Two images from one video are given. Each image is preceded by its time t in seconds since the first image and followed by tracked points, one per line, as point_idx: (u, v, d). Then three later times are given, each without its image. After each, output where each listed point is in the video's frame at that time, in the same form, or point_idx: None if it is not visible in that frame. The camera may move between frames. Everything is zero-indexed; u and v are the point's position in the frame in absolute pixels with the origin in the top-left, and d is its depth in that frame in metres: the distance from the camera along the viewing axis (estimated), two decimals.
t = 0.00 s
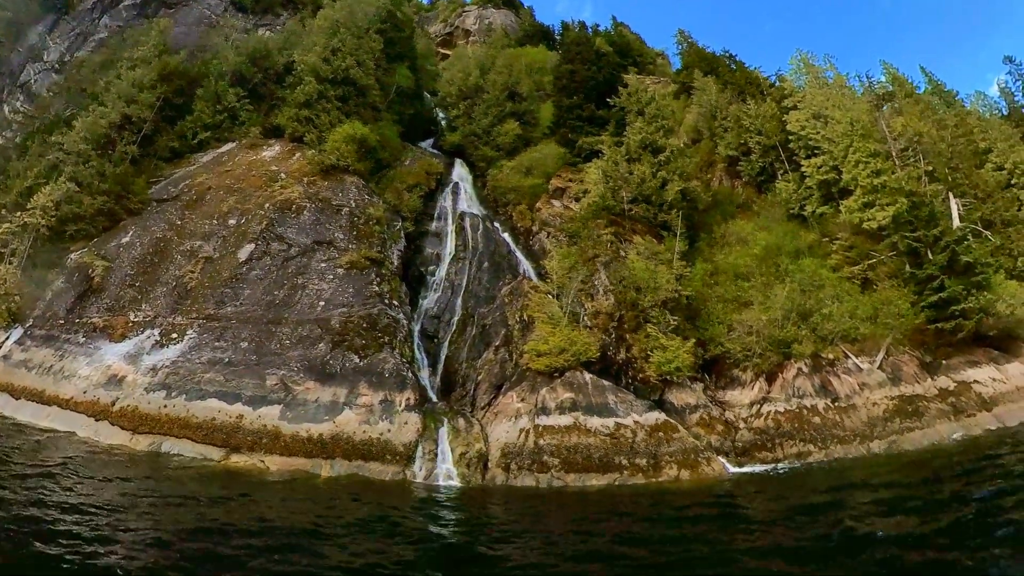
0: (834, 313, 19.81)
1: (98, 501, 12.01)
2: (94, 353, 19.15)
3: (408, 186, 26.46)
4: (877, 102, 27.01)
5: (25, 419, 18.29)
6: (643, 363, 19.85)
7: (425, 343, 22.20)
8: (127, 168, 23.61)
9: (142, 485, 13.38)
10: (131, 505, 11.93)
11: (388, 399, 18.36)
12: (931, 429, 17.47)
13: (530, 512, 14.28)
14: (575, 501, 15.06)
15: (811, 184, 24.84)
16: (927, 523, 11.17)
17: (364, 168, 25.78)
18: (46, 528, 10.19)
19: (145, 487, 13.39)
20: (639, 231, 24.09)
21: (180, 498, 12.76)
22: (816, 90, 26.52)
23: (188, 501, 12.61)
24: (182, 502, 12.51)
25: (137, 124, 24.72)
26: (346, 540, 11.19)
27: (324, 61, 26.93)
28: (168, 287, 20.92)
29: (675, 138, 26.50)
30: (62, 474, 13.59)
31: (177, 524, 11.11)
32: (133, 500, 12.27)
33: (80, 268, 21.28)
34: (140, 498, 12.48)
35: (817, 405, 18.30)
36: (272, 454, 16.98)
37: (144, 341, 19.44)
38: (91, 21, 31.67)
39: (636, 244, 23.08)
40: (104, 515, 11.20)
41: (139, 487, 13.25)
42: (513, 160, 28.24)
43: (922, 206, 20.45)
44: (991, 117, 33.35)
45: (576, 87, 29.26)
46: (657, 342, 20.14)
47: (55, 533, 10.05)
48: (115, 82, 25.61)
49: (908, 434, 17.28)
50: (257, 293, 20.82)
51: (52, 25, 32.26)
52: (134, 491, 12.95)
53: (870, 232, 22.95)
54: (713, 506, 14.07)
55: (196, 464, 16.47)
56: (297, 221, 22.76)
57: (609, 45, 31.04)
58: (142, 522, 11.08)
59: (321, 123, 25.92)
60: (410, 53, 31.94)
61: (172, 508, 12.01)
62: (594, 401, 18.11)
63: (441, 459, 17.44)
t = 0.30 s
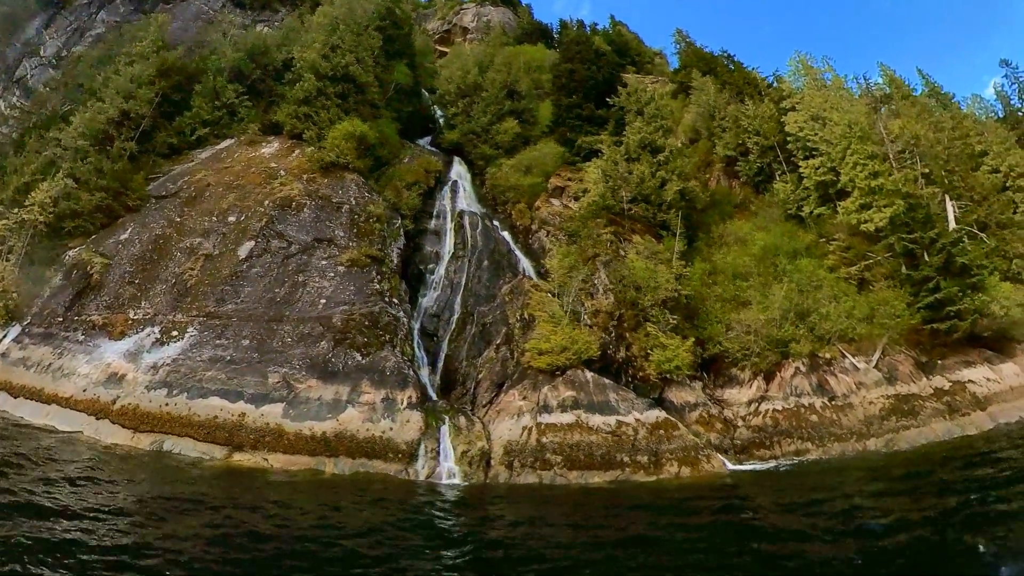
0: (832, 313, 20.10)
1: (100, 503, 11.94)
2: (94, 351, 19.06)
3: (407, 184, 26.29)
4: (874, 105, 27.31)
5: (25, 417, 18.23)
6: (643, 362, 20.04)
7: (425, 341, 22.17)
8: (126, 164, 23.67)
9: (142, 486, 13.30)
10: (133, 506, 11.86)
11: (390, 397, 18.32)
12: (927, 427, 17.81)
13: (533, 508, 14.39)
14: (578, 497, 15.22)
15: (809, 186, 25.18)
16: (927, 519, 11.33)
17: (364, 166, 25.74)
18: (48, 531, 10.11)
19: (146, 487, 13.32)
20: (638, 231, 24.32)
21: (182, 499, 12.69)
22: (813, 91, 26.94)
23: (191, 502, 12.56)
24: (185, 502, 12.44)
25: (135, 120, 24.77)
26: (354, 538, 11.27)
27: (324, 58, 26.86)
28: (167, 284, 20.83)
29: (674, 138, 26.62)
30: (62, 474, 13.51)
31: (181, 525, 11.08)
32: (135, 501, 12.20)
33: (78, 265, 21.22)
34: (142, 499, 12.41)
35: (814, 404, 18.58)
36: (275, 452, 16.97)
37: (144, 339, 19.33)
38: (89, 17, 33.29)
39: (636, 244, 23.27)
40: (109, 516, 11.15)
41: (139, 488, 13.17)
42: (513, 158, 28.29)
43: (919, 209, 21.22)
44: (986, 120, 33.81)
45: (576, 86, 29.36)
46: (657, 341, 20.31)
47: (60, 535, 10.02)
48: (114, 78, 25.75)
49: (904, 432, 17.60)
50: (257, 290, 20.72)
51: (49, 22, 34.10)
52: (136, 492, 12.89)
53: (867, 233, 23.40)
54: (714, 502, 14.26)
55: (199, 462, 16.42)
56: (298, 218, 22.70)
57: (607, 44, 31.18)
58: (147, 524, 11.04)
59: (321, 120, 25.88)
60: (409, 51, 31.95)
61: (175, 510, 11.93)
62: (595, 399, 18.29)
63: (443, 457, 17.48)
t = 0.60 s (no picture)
0: (829, 313, 20.38)
1: (103, 505, 11.89)
2: (93, 349, 18.99)
3: (406, 182, 26.39)
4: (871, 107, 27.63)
5: (24, 416, 18.16)
6: (642, 360, 20.19)
7: (425, 340, 22.09)
8: (124, 161, 23.68)
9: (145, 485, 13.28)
10: (136, 507, 11.82)
11: (391, 395, 18.35)
12: (922, 426, 18.12)
13: (535, 504, 14.51)
14: (580, 494, 15.36)
15: (807, 187, 25.51)
16: (919, 516, 11.59)
17: (363, 164, 25.72)
18: (50, 536, 10.04)
19: (148, 487, 13.28)
20: (637, 230, 24.70)
21: (185, 499, 12.66)
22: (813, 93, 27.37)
23: (194, 503, 12.53)
24: (188, 503, 12.41)
25: (134, 116, 24.79)
26: (360, 536, 11.33)
27: (323, 55, 26.83)
28: (167, 282, 20.74)
29: (673, 137, 26.76)
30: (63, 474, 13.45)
31: (184, 526, 11.07)
32: (138, 502, 12.17)
33: (76, 263, 21.15)
34: (145, 500, 12.36)
35: (812, 402, 18.84)
36: (278, 450, 16.99)
37: (144, 337, 19.28)
38: (85, 12, 33.94)
39: (635, 243, 23.44)
40: (111, 518, 11.13)
41: (141, 488, 13.15)
42: (512, 157, 28.34)
43: (916, 210, 21.93)
44: (981, 123, 34.25)
45: (574, 86, 29.94)
46: (657, 340, 20.50)
47: (63, 539, 10.00)
48: (112, 73, 25.75)
49: (900, 430, 17.91)
50: (258, 288, 20.69)
51: (44, 17, 34.76)
52: (138, 492, 12.85)
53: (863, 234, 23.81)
54: (714, 498, 14.45)
55: (202, 461, 16.41)
56: (298, 215, 22.67)
57: (605, 43, 31.35)
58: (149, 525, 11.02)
59: (320, 117, 25.86)
60: (408, 48, 31.98)
61: (178, 511, 11.91)
62: (596, 397, 18.46)
63: (445, 455, 17.56)
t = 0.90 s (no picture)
0: (826, 314, 20.69)
1: (105, 497, 11.81)
2: (93, 347, 18.90)
3: (405, 180, 26.40)
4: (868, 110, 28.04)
5: (23, 415, 17.98)
6: (642, 359, 20.37)
7: (424, 338, 22.16)
8: (122, 158, 23.59)
9: (146, 478, 13.18)
10: (139, 501, 11.74)
11: (393, 393, 18.41)
12: (917, 425, 18.45)
13: (539, 501, 14.65)
14: (583, 491, 15.52)
15: (804, 188, 25.84)
16: (918, 512, 11.80)
17: (363, 161, 25.67)
18: (55, 530, 9.98)
19: (152, 482, 13.22)
20: (636, 230, 24.77)
21: (190, 492, 12.62)
22: (811, 95, 27.79)
23: (199, 496, 12.49)
24: (191, 497, 12.35)
25: (132, 112, 24.82)
26: (369, 531, 11.39)
27: (322, 51, 26.73)
28: (167, 279, 20.66)
29: (672, 137, 26.94)
30: (62, 469, 13.33)
31: (190, 519, 11.03)
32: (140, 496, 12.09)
33: (75, 260, 21.07)
34: (149, 493, 12.31)
35: (808, 401, 19.14)
36: (281, 449, 16.98)
37: (145, 335, 19.20)
38: (82, 7, 34.44)
39: (635, 243, 23.62)
40: (117, 510, 11.08)
41: (144, 480, 13.09)
42: (511, 155, 28.41)
43: (912, 213, 21.97)
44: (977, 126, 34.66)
45: (574, 85, 29.78)
46: (656, 339, 20.72)
47: (70, 530, 9.95)
48: (109, 69, 25.81)
49: (894, 429, 18.26)
50: (258, 286, 20.65)
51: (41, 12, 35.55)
52: (142, 485, 12.79)
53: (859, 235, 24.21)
54: (715, 494, 14.65)
55: (205, 460, 16.36)
56: (298, 213, 22.63)
57: (602, 42, 31.50)
58: (155, 517, 10.99)
59: (319, 114, 25.80)
60: (406, 46, 31.99)
61: (182, 503, 11.89)
62: (597, 395, 18.65)
63: (447, 454, 17.66)
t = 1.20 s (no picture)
0: (823, 314, 20.98)
1: (104, 499, 11.65)
2: (92, 346, 18.80)
3: (404, 178, 26.45)
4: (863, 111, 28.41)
5: (21, 415, 17.81)
6: (641, 358, 20.55)
7: (424, 337, 22.21)
8: (120, 155, 23.52)
9: (149, 479, 13.15)
10: (143, 500, 11.71)
11: (395, 392, 18.46)
12: (912, 423, 18.78)
13: (542, 497, 14.81)
14: (585, 488, 15.69)
15: (801, 189, 26.15)
16: (913, 505, 12.06)
17: (362, 159, 25.65)
18: (60, 527, 9.96)
19: (155, 481, 13.19)
20: (635, 229, 24.90)
21: (195, 492, 12.62)
22: (808, 95, 28.10)
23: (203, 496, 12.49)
24: (195, 497, 12.28)
25: (130, 108, 24.81)
26: (376, 527, 11.48)
27: (321, 48, 26.66)
28: (167, 277, 20.57)
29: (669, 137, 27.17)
30: (63, 469, 13.20)
31: (196, 518, 11.03)
32: (141, 497, 11.96)
33: (74, 258, 20.96)
34: (153, 493, 12.30)
35: (805, 400, 19.43)
36: (284, 447, 16.93)
37: (144, 334, 19.11)
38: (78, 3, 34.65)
39: (634, 242, 23.80)
40: (122, 510, 11.06)
41: (148, 481, 13.07)
42: (509, 154, 28.49)
43: (907, 214, 22.83)
44: (972, 128, 35.09)
45: (573, 84, 29.96)
46: (656, 338, 20.91)
47: (76, 527, 9.95)
48: (107, 65, 25.81)
49: (890, 427, 18.57)
50: (258, 284, 20.59)
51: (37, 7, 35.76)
52: (145, 485, 12.77)
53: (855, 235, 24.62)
54: (715, 490, 14.87)
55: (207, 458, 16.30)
56: (298, 211, 22.58)
57: (600, 41, 31.74)
58: (161, 515, 10.99)
59: (319, 112, 25.78)
60: (405, 43, 32.02)
61: (184, 504, 11.74)
62: (598, 393, 18.83)
63: (449, 452, 17.72)
